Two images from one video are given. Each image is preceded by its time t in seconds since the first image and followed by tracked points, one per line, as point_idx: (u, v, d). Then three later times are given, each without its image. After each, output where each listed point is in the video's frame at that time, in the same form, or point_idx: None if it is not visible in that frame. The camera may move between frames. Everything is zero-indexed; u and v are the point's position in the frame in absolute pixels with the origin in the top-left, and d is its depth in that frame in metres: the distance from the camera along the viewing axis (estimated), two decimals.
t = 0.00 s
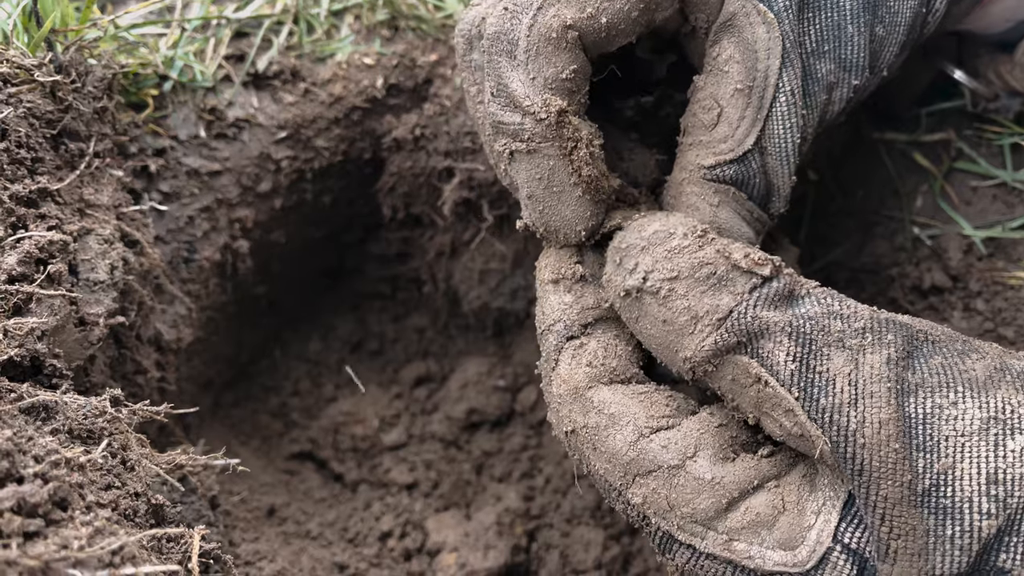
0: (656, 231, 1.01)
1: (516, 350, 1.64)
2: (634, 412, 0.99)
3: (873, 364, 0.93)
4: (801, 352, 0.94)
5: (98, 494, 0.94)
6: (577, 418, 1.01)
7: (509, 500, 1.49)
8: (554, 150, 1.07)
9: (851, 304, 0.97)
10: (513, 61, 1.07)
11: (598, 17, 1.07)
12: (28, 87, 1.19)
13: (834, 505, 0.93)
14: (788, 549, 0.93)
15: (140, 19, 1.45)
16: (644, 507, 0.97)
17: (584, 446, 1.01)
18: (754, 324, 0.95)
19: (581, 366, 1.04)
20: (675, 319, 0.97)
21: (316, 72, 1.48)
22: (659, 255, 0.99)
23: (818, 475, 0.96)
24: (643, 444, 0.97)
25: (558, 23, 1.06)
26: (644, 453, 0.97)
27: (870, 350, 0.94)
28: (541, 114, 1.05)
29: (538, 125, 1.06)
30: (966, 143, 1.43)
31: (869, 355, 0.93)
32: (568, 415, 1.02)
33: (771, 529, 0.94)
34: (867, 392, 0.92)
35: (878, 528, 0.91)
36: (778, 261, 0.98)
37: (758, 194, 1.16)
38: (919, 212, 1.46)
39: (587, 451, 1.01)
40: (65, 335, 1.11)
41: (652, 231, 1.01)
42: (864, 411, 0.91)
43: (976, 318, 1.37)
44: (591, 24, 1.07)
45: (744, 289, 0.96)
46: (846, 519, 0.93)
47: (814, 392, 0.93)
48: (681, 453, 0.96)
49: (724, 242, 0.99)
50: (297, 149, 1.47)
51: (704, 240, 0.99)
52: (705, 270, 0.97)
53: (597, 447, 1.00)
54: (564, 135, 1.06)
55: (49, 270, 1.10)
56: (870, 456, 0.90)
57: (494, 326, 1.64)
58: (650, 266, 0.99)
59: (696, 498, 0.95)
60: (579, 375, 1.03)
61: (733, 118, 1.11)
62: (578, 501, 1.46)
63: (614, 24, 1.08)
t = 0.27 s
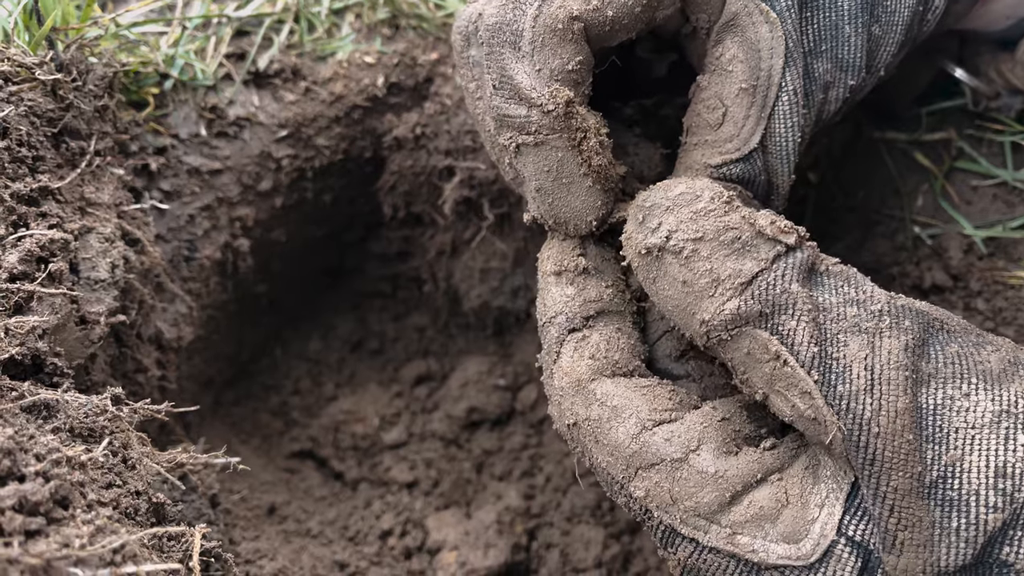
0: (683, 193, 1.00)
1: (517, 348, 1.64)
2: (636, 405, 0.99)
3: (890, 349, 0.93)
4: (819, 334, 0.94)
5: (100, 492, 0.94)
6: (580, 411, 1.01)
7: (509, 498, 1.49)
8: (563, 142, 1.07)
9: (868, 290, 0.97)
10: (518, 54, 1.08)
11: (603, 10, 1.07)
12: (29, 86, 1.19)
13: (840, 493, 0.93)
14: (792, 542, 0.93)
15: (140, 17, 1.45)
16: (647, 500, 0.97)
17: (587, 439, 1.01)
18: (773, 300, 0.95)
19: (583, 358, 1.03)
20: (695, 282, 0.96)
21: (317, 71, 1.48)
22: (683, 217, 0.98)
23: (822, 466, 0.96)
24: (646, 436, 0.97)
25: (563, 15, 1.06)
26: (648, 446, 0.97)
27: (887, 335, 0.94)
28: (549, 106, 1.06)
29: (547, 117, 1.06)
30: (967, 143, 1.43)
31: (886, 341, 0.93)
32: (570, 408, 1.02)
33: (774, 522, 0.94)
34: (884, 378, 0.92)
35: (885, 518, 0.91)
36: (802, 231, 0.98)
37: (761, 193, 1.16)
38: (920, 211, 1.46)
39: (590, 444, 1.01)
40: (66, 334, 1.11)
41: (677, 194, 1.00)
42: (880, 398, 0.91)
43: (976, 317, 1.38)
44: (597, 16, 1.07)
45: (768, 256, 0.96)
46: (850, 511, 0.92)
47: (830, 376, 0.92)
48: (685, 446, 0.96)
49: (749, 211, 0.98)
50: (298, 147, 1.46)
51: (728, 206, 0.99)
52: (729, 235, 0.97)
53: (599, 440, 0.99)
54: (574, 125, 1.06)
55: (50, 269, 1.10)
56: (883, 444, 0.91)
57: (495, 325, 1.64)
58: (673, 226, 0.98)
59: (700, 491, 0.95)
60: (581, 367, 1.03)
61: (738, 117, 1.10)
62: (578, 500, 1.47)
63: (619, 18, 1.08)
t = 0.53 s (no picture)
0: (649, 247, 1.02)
1: (517, 348, 1.64)
2: (636, 412, 1.00)
3: (878, 367, 0.92)
4: (802, 361, 0.94)
5: (100, 491, 0.94)
6: (578, 419, 1.02)
7: (509, 498, 1.49)
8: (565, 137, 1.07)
9: (853, 308, 0.97)
10: (520, 48, 1.08)
11: (606, 3, 1.08)
12: (30, 85, 1.19)
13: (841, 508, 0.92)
14: (791, 554, 0.92)
15: (140, 16, 1.45)
16: (646, 509, 0.97)
17: (586, 448, 1.01)
18: (750, 335, 0.95)
19: (580, 367, 1.04)
20: (672, 336, 0.98)
21: (317, 70, 1.48)
22: (652, 273, 1.00)
23: (824, 479, 0.96)
24: (645, 445, 0.97)
25: (566, 9, 1.07)
26: (647, 454, 0.97)
27: (875, 354, 0.93)
28: (551, 100, 1.06)
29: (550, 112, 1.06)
30: (967, 143, 1.43)
31: (873, 360, 0.93)
32: (568, 417, 1.03)
33: (774, 533, 0.94)
34: (873, 396, 0.91)
35: (885, 533, 0.90)
36: (773, 269, 0.98)
37: (763, 184, 1.16)
38: (920, 211, 1.47)
39: (588, 452, 1.01)
40: (66, 333, 1.11)
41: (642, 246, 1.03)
42: (871, 415, 0.90)
43: (976, 317, 1.38)
44: (600, 10, 1.08)
45: (739, 301, 0.97)
46: (851, 525, 0.92)
47: (817, 399, 0.92)
48: (684, 455, 0.96)
49: (716, 254, 0.99)
50: (298, 146, 1.46)
51: (698, 254, 0.99)
52: (698, 284, 0.98)
53: (598, 448, 1.00)
54: (576, 122, 1.06)
55: (50, 268, 1.10)
56: (878, 461, 0.89)
57: (495, 324, 1.64)
58: (643, 283, 1.00)
59: (699, 501, 0.95)
60: (579, 376, 1.04)
61: (742, 105, 1.11)
62: (577, 499, 1.47)
63: (622, 11, 1.09)
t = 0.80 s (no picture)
0: (644, 265, 1.01)
1: (516, 348, 1.64)
2: (633, 423, 0.99)
3: (878, 387, 0.92)
4: (799, 381, 0.94)
5: (101, 491, 0.95)
6: (575, 430, 1.02)
7: (509, 497, 1.49)
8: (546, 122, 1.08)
9: (852, 324, 0.96)
10: (503, 30, 1.09)
11: None
12: (30, 84, 1.19)
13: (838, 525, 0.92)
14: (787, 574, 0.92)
15: (140, 16, 1.45)
16: (642, 522, 0.97)
17: (584, 458, 1.01)
18: (746, 355, 0.95)
19: (577, 376, 1.04)
20: (668, 355, 0.98)
21: (317, 70, 1.48)
22: (646, 291, 0.99)
23: (820, 498, 0.95)
24: (642, 457, 0.97)
25: None
26: (643, 467, 0.97)
27: (874, 374, 0.93)
28: (529, 77, 1.07)
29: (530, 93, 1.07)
30: (967, 143, 1.43)
31: (873, 379, 0.92)
32: (566, 426, 1.03)
33: (767, 550, 0.93)
34: (874, 418, 0.91)
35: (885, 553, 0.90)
36: (766, 283, 0.98)
37: (744, 151, 1.15)
38: (919, 211, 1.47)
39: (586, 462, 1.01)
40: (67, 333, 1.11)
41: (637, 263, 1.02)
42: (870, 437, 0.90)
43: (975, 317, 1.38)
44: None
45: (732, 318, 0.96)
46: (844, 545, 0.92)
47: (816, 420, 0.92)
48: (680, 469, 0.96)
49: (709, 268, 0.99)
50: (298, 146, 1.46)
51: (691, 269, 0.99)
52: (692, 301, 0.97)
53: (596, 459, 1.00)
54: (555, 103, 1.07)
55: (50, 267, 1.10)
56: (878, 483, 0.89)
57: (494, 324, 1.64)
58: (638, 303, 0.99)
59: (695, 515, 0.95)
60: (576, 386, 1.03)
61: (721, 71, 1.11)
62: (577, 499, 1.47)
63: None
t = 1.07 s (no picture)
0: (633, 285, 0.96)
1: (515, 348, 1.64)
2: (630, 432, 0.99)
3: (898, 425, 0.89)
4: (811, 421, 0.90)
5: (100, 491, 0.94)
6: (573, 436, 1.03)
7: (508, 497, 1.49)
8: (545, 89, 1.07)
9: (863, 355, 0.93)
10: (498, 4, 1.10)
11: None
12: (29, 83, 1.19)
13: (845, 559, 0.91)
14: None
15: (139, 15, 1.44)
16: (639, 530, 0.99)
17: (583, 464, 1.03)
18: (752, 393, 0.92)
19: (574, 382, 1.04)
20: (667, 384, 0.94)
21: (316, 69, 1.48)
22: (637, 317, 0.95)
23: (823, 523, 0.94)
24: (638, 468, 0.98)
25: None
26: (640, 478, 0.98)
27: (891, 409, 0.90)
28: (523, 45, 1.06)
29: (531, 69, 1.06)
30: (967, 143, 1.43)
31: (890, 414, 0.89)
32: (565, 433, 1.04)
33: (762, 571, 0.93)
34: (895, 458, 0.88)
35: None
36: (766, 303, 0.95)
37: (706, 92, 1.13)
38: (918, 211, 1.46)
39: (585, 469, 1.02)
40: (65, 332, 1.11)
41: (627, 286, 0.96)
42: (892, 480, 0.88)
43: (975, 317, 1.38)
44: None
45: (731, 343, 0.93)
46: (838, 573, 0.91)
47: (834, 463, 0.89)
48: (677, 482, 0.96)
49: (702, 286, 0.95)
50: (297, 146, 1.46)
51: (684, 288, 0.95)
52: (686, 326, 0.93)
53: (594, 467, 1.01)
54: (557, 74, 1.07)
55: (49, 267, 1.10)
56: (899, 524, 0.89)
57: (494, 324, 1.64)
58: (629, 328, 0.95)
59: (689, 529, 0.95)
60: (573, 394, 1.03)
61: (682, 12, 1.12)
62: (576, 498, 1.47)
63: None
